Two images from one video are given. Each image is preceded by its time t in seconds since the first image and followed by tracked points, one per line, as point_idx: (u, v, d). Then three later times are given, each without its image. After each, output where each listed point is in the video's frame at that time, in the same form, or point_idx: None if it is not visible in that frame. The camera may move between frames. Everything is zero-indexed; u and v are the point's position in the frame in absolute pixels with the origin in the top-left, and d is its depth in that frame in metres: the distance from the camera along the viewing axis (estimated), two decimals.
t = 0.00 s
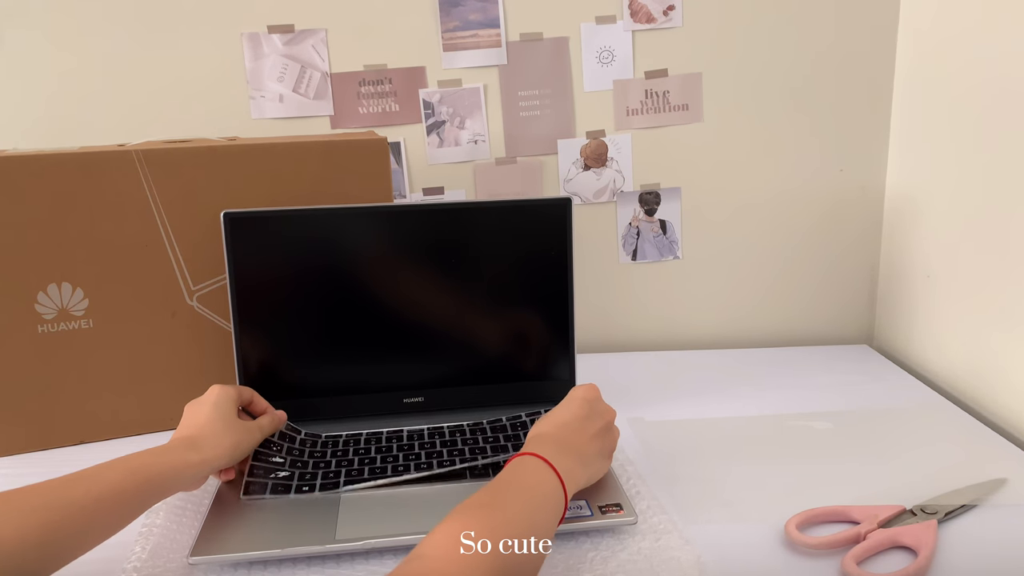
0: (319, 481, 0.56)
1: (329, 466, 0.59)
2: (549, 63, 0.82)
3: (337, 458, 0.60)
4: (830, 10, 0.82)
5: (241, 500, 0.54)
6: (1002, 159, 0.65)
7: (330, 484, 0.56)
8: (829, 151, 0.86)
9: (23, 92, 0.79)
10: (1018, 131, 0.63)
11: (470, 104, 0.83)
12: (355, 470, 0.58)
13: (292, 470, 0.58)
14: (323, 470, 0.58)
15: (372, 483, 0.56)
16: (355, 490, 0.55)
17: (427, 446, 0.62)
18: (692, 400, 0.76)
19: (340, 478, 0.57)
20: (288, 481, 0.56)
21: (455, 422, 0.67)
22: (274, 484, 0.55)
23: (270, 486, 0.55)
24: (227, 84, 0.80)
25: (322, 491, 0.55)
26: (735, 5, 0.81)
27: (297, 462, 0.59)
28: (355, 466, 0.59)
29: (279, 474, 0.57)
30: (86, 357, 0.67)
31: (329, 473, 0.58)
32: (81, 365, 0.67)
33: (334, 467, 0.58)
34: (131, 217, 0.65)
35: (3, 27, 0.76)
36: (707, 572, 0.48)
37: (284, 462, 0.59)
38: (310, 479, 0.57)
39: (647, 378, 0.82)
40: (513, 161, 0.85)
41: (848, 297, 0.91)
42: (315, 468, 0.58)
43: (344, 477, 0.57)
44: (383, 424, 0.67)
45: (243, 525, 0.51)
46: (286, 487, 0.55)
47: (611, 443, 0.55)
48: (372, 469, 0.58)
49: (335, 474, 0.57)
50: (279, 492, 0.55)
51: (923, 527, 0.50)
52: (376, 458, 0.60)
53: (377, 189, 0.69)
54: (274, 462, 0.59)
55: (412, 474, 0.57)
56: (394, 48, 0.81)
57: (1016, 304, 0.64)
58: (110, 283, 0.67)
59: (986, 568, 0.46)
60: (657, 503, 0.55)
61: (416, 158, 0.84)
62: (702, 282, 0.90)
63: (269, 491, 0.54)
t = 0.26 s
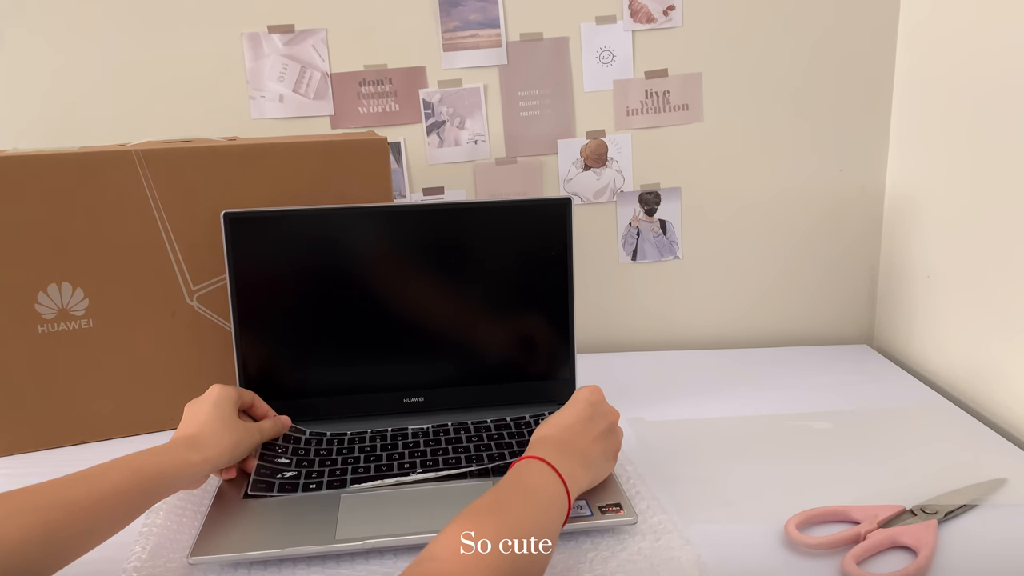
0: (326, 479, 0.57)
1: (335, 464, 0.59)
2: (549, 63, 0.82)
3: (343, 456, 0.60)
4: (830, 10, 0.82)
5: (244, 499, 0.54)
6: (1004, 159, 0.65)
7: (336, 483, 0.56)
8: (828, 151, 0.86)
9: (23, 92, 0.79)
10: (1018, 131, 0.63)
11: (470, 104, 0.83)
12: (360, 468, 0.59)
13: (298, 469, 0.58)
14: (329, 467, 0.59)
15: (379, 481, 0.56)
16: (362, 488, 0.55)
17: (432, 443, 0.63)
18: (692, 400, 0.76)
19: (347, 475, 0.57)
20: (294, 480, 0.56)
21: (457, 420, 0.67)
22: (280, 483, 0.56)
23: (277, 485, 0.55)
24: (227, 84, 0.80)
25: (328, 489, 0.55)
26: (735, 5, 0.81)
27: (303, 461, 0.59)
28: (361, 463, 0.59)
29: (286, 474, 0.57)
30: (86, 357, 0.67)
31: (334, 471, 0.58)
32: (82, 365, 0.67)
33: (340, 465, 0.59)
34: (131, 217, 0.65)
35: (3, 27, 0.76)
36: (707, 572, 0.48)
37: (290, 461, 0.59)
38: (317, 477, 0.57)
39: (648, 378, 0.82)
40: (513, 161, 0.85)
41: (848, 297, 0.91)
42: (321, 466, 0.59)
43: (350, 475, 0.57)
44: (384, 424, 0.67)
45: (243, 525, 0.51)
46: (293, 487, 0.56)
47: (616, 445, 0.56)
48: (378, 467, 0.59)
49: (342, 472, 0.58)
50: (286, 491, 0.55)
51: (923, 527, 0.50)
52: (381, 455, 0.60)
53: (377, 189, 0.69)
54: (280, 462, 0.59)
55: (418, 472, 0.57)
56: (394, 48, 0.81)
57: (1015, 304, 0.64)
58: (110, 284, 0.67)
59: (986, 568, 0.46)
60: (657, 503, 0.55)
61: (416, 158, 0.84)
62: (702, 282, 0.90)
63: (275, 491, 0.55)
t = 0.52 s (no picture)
0: (323, 479, 0.57)
1: (333, 464, 0.59)
2: (549, 63, 0.82)
3: (341, 457, 0.60)
4: (830, 11, 0.82)
5: (243, 499, 0.54)
6: (1004, 159, 0.65)
7: (334, 483, 0.56)
8: (828, 151, 0.86)
9: (24, 92, 0.79)
10: (1018, 132, 0.63)
11: (470, 104, 0.83)
12: (357, 468, 0.59)
13: (296, 470, 0.58)
14: (326, 467, 0.59)
15: (376, 481, 0.56)
16: (359, 489, 0.55)
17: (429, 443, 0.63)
18: (692, 400, 0.76)
19: (344, 475, 0.57)
20: (292, 481, 0.56)
21: (456, 420, 0.67)
22: (278, 484, 0.56)
23: (274, 486, 0.55)
24: (227, 84, 0.80)
25: (325, 489, 0.55)
26: (735, 5, 0.81)
27: (301, 462, 0.59)
28: (359, 464, 0.59)
29: (283, 475, 0.57)
30: (86, 357, 0.67)
31: (331, 471, 0.58)
32: (82, 365, 0.67)
33: (337, 465, 0.59)
34: (131, 217, 0.65)
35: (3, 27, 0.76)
36: (707, 572, 0.48)
37: (288, 462, 0.59)
38: (314, 477, 0.57)
39: (647, 378, 0.82)
40: (513, 161, 0.85)
41: (848, 297, 0.91)
42: (318, 466, 0.59)
43: (347, 475, 0.57)
44: (383, 424, 0.67)
45: (243, 525, 0.51)
46: (290, 487, 0.56)
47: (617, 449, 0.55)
48: (376, 467, 0.59)
49: (339, 472, 0.58)
50: (284, 492, 0.55)
51: (923, 527, 0.50)
52: (378, 455, 0.60)
53: (377, 189, 0.69)
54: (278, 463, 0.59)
55: (414, 473, 0.57)
56: (394, 48, 0.81)
57: (1015, 304, 0.64)
58: (110, 284, 0.67)
59: (986, 567, 0.46)
60: (657, 503, 0.55)
61: (416, 158, 0.84)
62: (702, 281, 0.90)
63: (272, 490, 0.55)
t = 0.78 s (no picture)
0: (320, 479, 0.57)
1: (330, 464, 0.59)
2: (549, 63, 0.82)
3: (339, 457, 0.61)
4: (831, 11, 0.82)
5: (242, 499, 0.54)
6: (1004, 159, 0.65)
7: (331, 483, 0.56)
8: (828, 151, 0.86)
9: (24, 92, 0.79)
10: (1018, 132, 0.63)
11: (470, 104, 0.83)
12: (355, 468, 0.59)
13: (293, 470, 0.58)
14: (323, 468, 0.59)
15: (373, 481, 0.56)
16: (357, 489, 0.55)
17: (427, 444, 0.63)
18: (692, 400, 0.76)
19: (341, 476, 0.57)
20: (289, 481, 0.56)
21: (455, 421, 0.67)
22: (275, 484, 0.56)
23: (271, 486, 0.55)
24: (227, 84, 0.80)
25: (322, 490, 0.55)
26: (735, 5, 0.81)
27: (298, 462, 0.59)
28: (356, 464, 0.59)
29: (280, 475, 0.57)
30: (86, 357, 0.67)
31: (329, 471, 0.58)
32: (82, 364, 0.67)
33: (335, 465, 0.59)
34: (131, 216, 0.65)
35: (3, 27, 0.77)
36: (707, 572, 0.48)
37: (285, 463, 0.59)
38: (311, 477, 0.57)
39: (647, 378, 0.82)
40: (513, 161, 0.85)
41: (848, 297, 0.91)
42: (315, 467, 0.59)
43: (345, 475, 0.57)
44: (383, 424, 0.67)
45: (243, 525, 0.51)
46: (287, 487, 0.56)
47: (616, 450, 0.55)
48: (373, 467, 0.59)
49: (336, 473, 0.58)
50: (280, 492, 0.55)
51: (923, 527, 0.50)
52: (376, 456, 0.60)
53: (377, 189, 0.69)
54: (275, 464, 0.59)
55: (411, 474, 0.57)
56: (394, 48, 0.81)
57: (1016, 304, 0.64)
58: (110, 283, 0.67)
59: (986, 567, 0.46)
60: (657, 503, 0.55)
61: (416, 158, 0.84)
62: (702, 281, 0.90)
63: (270, 491, 0.55)
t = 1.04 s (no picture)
0: (320, 479, 0.57)
1: (329, 464, 0.59)
2: (549, 63, 0.82)
3: (338, 457, 0.61)
4: (831, 10, 0.82)
5: (242, 499, 0.54)
6: (1003, 159, 0.65)
7: (330, 483, 0.56)
8: (828, 151, 0.86)
9: (24, 92, 0.79)
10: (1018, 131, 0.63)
11: (470, 104, 0.83)
12: (354, 468, 0.59)
13: (292, 470, 0.58)
14: (323, 468, 0.59)
15: (373, 482, 0.56)
16: (356, 489, 0.55)
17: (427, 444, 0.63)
18: (692, 400, 0.76)
19: (340, 475, 0.57)
20: (288, 482, 0.56)
21: (456, 421, 0.67)
22: (274, 485, 0.56)
23: (270, 487, 0.55)
24: (227, 84, 0.80)
25: (322, 490, 0.55)
26: (735, 5, 0.81)
27: (297, 462, 0.59)
28: (355, 464, 0.59)
29: (279, 475, 0.57)
30: (87, 357, 0.67)
31: (329, 471, 0.58)
32: (82, 364, 0.67)
33: (335, 465, 0.59)
34: (131, 216, 0.65)
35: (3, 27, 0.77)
36: (707, 573, 0.48)
37: (284, 463, 0.59)
38: (310, 477, 0.57)
39: (647, 378, 0.82)
40: (513, 161, 0.85)
41: (847, 297, 0.91)
42: (314, 466, 0.59)
43: (344, 476, 0.57)
44: (383, 424, 0.67)
45: (244, 525, 0.51)
46: (286, 487, 0.56)
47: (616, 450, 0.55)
48: (373, 467, 0.59)
49: (335, 473, 0.58)
50: (280, 492, 0.55)
51: (923, 527, 0.50)
52: (375, 456, 0.60)
53: (377, 189, 0.69)
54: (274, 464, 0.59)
55: (410, 474, 0.57)
56: (394, 48, 0.81)
57: (1016, 304, 0.64)
58: (110, 283, 0.67)
59: (985, 567, 0.46)
60: (657, 503, 0.55)
61: (416, 158, 0.84)
62: (702, 281, 0.90)
63: (269, 491, 0.55)
